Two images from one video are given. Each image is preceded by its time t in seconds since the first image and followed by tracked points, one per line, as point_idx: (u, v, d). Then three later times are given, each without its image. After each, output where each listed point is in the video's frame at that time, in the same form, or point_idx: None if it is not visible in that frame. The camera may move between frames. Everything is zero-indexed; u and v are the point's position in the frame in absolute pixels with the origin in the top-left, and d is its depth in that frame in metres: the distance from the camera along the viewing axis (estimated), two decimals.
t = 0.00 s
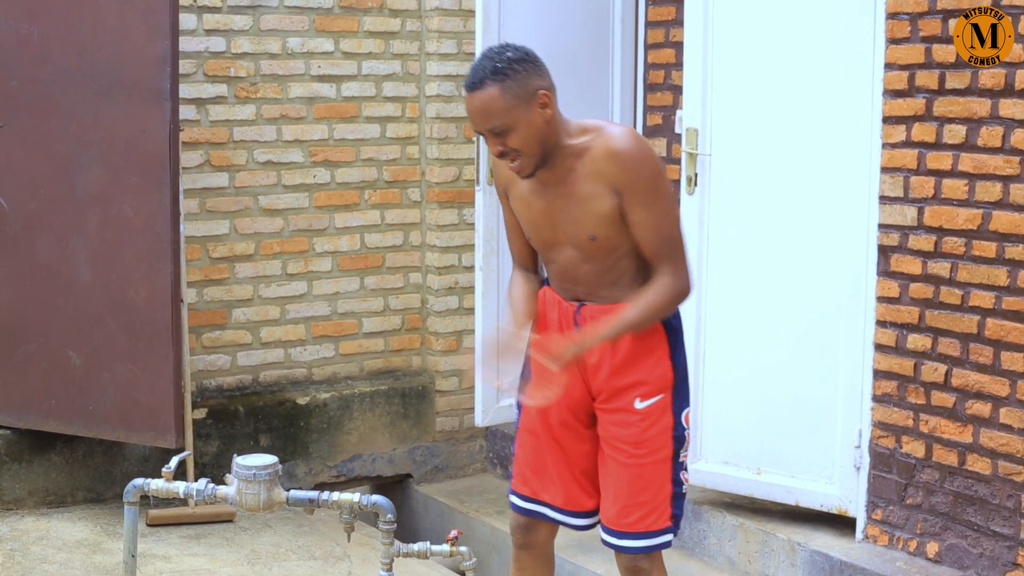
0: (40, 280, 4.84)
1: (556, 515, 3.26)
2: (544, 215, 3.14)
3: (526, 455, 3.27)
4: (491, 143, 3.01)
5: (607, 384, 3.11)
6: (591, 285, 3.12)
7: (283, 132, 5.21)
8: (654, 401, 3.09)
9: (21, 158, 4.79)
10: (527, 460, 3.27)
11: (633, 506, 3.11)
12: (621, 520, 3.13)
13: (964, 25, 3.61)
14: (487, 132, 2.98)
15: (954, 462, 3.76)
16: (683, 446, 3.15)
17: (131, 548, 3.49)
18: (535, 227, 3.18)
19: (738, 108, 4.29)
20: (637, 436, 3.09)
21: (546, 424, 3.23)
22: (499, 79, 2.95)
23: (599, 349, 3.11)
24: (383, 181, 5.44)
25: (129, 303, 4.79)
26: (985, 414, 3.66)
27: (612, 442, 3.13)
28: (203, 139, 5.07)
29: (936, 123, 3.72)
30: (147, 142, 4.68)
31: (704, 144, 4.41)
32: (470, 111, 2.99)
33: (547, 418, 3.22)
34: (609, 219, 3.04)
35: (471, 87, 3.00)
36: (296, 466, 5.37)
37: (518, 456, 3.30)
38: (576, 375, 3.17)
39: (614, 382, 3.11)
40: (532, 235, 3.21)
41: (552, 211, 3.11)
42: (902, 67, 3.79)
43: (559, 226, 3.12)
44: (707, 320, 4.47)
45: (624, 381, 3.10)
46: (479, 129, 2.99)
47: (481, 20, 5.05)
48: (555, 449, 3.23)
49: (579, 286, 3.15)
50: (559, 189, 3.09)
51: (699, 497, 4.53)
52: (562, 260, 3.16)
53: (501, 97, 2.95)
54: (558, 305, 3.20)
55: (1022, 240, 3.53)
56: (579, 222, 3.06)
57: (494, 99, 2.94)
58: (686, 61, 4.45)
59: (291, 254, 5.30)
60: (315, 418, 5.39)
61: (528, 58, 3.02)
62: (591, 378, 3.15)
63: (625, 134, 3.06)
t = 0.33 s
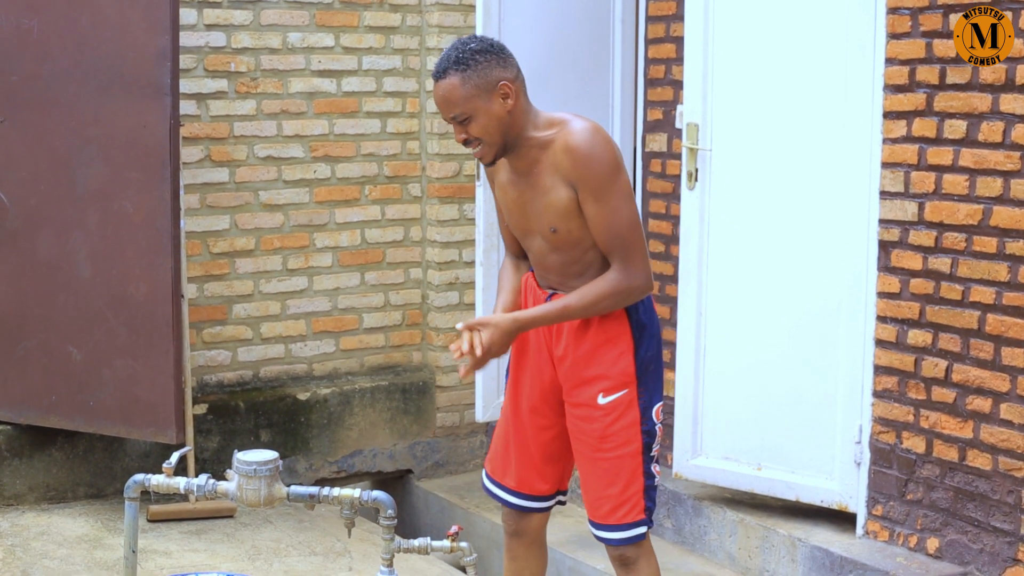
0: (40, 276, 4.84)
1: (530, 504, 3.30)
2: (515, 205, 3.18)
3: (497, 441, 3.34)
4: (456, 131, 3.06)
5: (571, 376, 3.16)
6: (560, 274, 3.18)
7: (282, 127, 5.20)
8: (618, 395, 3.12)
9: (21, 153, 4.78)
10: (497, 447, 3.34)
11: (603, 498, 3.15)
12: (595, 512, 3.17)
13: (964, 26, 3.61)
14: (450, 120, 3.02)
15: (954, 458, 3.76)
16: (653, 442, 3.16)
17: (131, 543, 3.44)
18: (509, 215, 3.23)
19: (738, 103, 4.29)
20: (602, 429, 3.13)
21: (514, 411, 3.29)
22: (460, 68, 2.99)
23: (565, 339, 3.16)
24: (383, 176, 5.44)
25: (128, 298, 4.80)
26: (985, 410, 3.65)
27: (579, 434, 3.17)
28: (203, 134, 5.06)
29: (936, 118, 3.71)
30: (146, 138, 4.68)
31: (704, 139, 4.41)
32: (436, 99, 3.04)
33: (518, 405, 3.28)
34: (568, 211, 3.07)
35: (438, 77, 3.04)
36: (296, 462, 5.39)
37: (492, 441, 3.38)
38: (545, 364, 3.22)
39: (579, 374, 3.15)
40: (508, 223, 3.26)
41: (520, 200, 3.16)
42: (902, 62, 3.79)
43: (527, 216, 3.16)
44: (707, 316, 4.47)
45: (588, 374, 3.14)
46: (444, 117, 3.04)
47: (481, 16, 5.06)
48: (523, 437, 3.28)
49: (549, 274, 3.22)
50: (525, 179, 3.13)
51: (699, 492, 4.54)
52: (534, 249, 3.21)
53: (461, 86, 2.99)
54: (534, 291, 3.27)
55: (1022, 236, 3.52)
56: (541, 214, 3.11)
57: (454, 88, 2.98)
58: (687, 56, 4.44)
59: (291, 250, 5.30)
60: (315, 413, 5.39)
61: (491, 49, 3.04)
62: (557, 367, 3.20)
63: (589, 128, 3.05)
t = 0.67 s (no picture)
0: (41, 273, 4.84)
1: (547, 504, 3.29)
2: (535, 197, 3.15)
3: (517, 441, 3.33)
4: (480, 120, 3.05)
5: (589, 378, 3.13)
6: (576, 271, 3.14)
7: (283, 125, 5.21)
8: (635, 399, 3.09)
9: (21, 151, 4.78)
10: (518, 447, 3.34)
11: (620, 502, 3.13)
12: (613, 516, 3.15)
13: (964, 26, 3.61)
14: (474, 107, 3.01)
15: (954, 456, 3.76)
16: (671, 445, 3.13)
17: (132, 542, 3.43)
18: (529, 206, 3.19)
19: (738, 101, 4.29)
20: (619, 433, 3.10)
21: (533, 412, 3.28)
22: (485, 58, 2.99)
23: (582, 341, 3.13)
24: (383, 174, 5.44)
25: (129, 296, 4.80)
26: (985, 408, 3.66)
27: (597, 437, 3.15)
28: (203, 132, 5.05)
29: (936, 116, 3.72)
30: (147, 136, 4.68)
31: (705, 137, 4.41)
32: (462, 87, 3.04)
33: (537, 406, 3.27)
34: (589, 203, 3.02)
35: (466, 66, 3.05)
36: (296, 460, 5.38)
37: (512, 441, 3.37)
38: (563, 366, 3.20)
39: (595, 377, 3.12)
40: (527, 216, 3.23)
41: (540, 192, 3.13)
42: (902, 60, 3.79)
43: (547, 209, 3.13)
44: (708, 313, 4.46)
45: (604, 378, 3.11)
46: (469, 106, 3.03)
47: (481, 14, 5.06)
48: (541, 438, 3.26)
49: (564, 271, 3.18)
50: (546, 171, 3.10)
51: (699, 491, 4.54)
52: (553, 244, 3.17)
53: (487, 74, 2.98)
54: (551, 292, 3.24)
55: (1022, 234, 3.52)
56: (562, 206, 3.07)
57: (480, 75, 2.98)
58: (687, 54, 4.44)
59: (292, 247, 5.30)
60: (316, 411, 5.39)
61: (520, 41, 3.04)
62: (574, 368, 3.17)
63: (616, 125, 3.03)
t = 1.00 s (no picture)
0: (40, 274, 4.84)
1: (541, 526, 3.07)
2: (569, 178, 2.97)
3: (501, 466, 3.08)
4: (572, 73, 2.89)
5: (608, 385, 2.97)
6: (596, 265, 2.96)
7: (282, 125, 5.20)
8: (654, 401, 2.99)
9: (20, 152, 4.78)
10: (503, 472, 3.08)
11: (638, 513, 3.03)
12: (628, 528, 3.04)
13: (964, 26, 3.61)
14: (595, 61, 2.87)
15: (954, 456, 3.76)
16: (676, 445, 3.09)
17: (130, 543, 3.34)
18: (552, 191, 2.99)
19: (737, 100, 4.28)
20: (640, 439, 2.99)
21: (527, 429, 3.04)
22: (598, 15, 2.91)
23: (597, 350, 2.97)
24: (382, 175, 5.44)
25: (128, 297, 4.79)
26: (984, 408, 3.65)
27: (613, 449, 3.00)
28: (202, 133, 5.05)
29: (936, 116, 3.71)
30: (146, 136, 4.68)
31: (704, 137, 4.40)
32: (569, 34, 2.89)
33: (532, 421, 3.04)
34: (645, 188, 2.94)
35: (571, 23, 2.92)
36: (296, 461, 5.38)
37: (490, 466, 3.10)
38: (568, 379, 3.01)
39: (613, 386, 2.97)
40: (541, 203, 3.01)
41: (581, 174, 2.96)
42: (901, 60, 3.79)
43: (584, 192, 2.96)
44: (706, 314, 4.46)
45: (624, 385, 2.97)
46: (573, 54, 2.88)
47: (480, 11, 5.04)
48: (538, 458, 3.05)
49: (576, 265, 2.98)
50: (596, 152, 2.96)
51: (699, 491, 4.53)
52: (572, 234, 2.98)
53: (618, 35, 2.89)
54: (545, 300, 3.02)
55: (1021, 234, 3.52)
56: (614, 188, 2.93)
57: (600, 26, 2.88)
58: (686, 54, 4.44)
59: (291, 248, 5.30)
60: (315, 412, 5.39)
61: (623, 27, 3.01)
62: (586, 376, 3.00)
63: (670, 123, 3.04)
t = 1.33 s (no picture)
0: (40, 281, 4.83)
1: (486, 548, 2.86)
2: (502, 207, 2.74)
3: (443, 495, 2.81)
4: (533, 91, 2.66)
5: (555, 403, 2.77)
6: (535, 299, 2.77)
7: (282, 132, 5.21)
8: (604, 412, 2.80)
9: (21, 158, 4.78)
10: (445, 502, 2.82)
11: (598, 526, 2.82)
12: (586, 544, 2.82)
13: (964, 25, 3.60)
14: (559, 81, 2.68)
15: (954, 463, 3.76)
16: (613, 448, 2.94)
17: (131, 549, 3.00)
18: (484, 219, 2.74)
19: (738, 106, 4.29)
20: (595, 452, 2.79)
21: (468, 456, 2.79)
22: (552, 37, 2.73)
23: (547, 364, 2.77)
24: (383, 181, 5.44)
25: (128, 303, 4.80)
26: (985, 415, 3.65)
27: (567, 464, 2.79)
28: (203, 139, 5.06)
29: (936, 123, 3.72)
30: (146, 143, 4.69)
31: (704, 144, 4.40)
32: (535, 51, 2.68)
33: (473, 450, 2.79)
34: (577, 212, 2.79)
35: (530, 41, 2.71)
36: (296, 467, 5.37)
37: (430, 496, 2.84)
38: (515, 396, 2.79)
39: (565, 400, 2.77)
40: (476, 231, 2.75)
41: (515, 201, 2.74)
42: (902, 67, 3.79)
43: (520, 222, 2.74)
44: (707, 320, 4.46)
45: (575, 397, 2.78)
46: (541, 71, 2.66)
47: (481, 19, 5.05)
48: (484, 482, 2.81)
49: (516, 300, 2.77)
50: (531, 178, 2.76)
51: (699, 497, 4.53)
52: (507, 265, 2.76)
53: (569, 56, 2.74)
54: (482, 320, 2.78)
55: (1022, 241, 3.52)
56: (552, 217, 2.75)
57: (560, 46, 2.72)
58: (687, 60, 4.44)
59: (291, 254, 5.30)
60: (315, 418, 5.40)
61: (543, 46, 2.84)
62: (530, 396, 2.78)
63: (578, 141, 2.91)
